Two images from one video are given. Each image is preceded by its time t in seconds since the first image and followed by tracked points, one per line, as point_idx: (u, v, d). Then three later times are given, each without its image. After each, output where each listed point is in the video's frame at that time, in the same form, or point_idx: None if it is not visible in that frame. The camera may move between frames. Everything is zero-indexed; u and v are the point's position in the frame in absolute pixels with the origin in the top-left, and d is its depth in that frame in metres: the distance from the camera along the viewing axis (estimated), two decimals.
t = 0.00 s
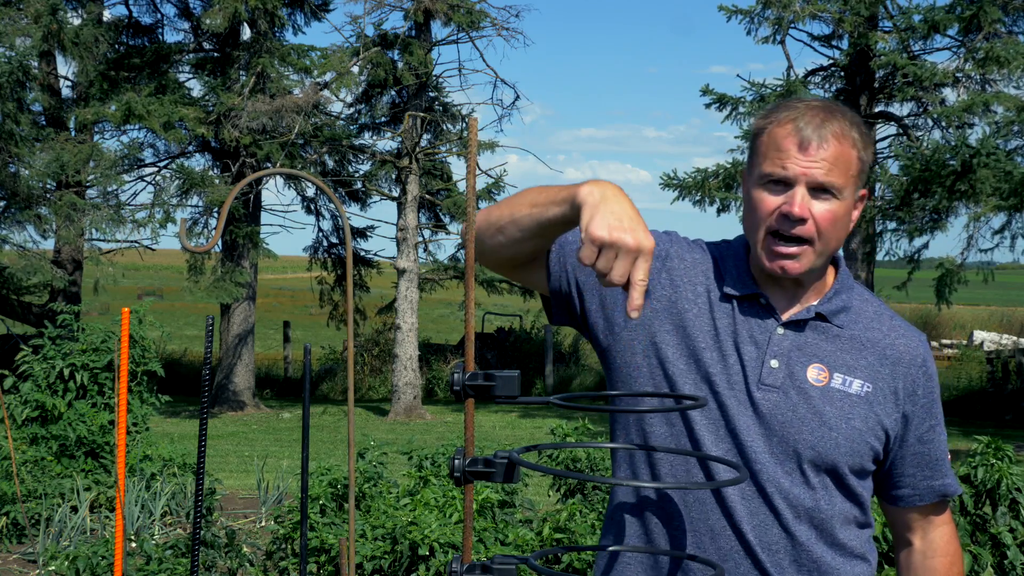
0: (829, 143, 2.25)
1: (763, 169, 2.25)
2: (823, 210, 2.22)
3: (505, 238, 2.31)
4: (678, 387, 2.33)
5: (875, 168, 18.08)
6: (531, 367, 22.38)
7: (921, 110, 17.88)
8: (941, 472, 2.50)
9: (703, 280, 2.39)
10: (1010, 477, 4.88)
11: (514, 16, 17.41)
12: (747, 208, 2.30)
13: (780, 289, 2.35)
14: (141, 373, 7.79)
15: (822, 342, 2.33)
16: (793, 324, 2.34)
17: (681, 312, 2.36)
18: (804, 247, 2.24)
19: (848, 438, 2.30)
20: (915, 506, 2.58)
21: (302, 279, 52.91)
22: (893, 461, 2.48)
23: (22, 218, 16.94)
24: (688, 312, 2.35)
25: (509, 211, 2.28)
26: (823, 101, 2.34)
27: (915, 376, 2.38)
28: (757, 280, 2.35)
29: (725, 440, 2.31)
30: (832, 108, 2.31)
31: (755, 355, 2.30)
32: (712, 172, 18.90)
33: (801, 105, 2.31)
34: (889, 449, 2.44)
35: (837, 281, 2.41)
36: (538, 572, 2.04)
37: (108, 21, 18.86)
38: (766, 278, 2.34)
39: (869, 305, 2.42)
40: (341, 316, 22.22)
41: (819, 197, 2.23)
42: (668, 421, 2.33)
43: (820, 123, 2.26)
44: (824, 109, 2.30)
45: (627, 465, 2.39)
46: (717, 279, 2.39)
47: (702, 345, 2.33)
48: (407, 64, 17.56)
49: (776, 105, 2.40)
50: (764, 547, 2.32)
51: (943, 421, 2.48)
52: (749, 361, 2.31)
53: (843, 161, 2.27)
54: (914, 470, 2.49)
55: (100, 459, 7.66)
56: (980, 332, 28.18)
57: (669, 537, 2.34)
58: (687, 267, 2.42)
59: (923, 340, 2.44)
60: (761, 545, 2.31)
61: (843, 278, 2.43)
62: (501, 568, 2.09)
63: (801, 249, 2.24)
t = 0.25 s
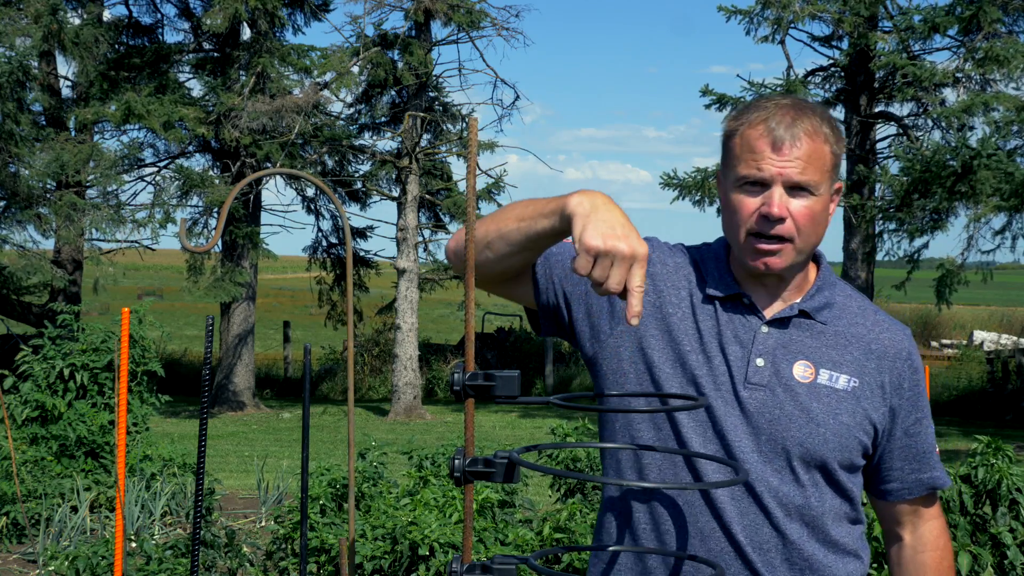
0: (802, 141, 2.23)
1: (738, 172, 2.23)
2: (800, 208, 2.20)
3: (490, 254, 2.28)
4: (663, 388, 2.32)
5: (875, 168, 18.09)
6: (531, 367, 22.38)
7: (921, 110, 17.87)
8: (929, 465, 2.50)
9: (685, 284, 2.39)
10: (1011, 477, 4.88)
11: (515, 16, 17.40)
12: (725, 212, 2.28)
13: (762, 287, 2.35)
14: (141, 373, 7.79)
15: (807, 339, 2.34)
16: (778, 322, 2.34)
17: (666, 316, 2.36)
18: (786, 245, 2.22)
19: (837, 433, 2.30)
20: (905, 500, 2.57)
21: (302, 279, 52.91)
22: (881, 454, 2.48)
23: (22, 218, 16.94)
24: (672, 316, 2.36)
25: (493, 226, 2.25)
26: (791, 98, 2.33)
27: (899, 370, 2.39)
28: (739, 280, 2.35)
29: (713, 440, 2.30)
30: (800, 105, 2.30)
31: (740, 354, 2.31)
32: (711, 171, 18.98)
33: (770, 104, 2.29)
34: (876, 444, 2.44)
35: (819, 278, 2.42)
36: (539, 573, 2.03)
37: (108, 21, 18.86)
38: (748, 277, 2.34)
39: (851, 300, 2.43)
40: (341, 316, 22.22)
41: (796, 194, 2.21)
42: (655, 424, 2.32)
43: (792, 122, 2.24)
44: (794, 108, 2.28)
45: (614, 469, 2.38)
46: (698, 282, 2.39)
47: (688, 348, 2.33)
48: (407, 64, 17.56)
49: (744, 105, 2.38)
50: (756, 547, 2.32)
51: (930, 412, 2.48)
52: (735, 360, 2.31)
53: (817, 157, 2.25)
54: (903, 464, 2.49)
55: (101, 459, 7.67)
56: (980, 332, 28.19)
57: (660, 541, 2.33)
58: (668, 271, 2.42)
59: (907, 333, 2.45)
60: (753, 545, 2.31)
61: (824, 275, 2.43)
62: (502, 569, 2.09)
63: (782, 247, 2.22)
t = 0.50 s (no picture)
0: (775, 144, 2.21)
1: (712, 178, 2.23)
2: (772, 213, 2.20)
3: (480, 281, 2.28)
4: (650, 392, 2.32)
5: (875, 168, 18.09)
6: (531, 367, 22.37)
7: (921, 110, 17.87)
8: (919, 459, 2.50)
9: (668, 289, 2.38)
10: (1010, 477, 4.88)
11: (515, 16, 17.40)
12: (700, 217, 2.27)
13: (746, 287, 2.35)
14: (140, 373, 7.79)
15: (794, 337, 2.34)
16: (764, 322, 2.34)
17: (650, 322, 2.36)
18: (760, 249, 2.23)
19: (826, 431, 2.30)
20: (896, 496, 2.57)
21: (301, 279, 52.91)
22: (872, 450, 2.47)
23: (22, 218, 16.94)
24: (657, 321, 2.36)
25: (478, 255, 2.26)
26: (769, 98, 2.30)
27: (888, 365, 2.39)
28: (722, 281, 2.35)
29: (703, 442, 2.30)
30: (777, 106, 2.27)
31: (729, 355, 2.31)
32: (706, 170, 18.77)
33: (745, 105, 2.27)
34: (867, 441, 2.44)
35: (805, 277, 2.41)
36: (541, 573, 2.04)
37: (108, 21, 18.86)
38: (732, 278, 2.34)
39: (837, 298, 2.43)
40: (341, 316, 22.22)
41: (769, 199, 2.20)
42: (644, 428, 2.32)
43: (765, 126, 2.22)
44: (769, 110, 2.26)
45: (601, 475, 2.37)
46: (682, 286, 2.39)
47: (673, 354, 2.33)
48: (407, 64, 17.56)
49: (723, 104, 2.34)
50: (750, 548, 2.31)
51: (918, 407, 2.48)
52: (724, 361, 2.31)
53: (791, 160, 2.23)
54: (895, 459, 2.48)
55: (101, 459, 7.66)
56: (980, 332, 28.20)
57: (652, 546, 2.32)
58: (650, 277, 2.41)
59: (894, 330, 2.45)
60: (746, 546, 2.31)
61: (809, 274, 2.43)
62: (502, 569, 2.10)
63: (756, 251, 2.23)
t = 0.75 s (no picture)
0: (740, 153, 2.25)
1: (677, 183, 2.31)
2: (731, 220, 2.24)
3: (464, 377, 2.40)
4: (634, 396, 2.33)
5: (875, 169, 18.10)
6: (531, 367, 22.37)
7: (921, 110, 17.87)
8: (903, 460, 2.49)
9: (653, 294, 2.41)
10: (1011, 477, 4.88)
11: (515, 16, 17.39)
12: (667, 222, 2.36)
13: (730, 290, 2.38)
14: (141, 373, 7.80)
15: (780, 339, 2.34)
16: (750, 324, 2.35)
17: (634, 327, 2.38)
18: (717, 255, 2.26)
19: (813, 431, 2.29)
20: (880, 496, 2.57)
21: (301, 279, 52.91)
22: (858, 451, 2.46)
23: (22, 218, 16.94)
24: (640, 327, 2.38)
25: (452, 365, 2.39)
26: (751, 105, 2.33)
27: (874, 368, 2.39)
28: (706, 285, 2.38)
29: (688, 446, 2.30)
30: (756, 115, 2.30)
31: (715, 358, 2.32)
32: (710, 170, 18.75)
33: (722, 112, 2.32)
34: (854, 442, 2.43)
35: (790, 280, 2.43)
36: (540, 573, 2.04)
37: (108, 21, 18.86)
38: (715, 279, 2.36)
39: (823, 301, 2.44)
40: (341, 316, 22.22)
41: (731, 206, 2.24)
42: (630, 433, 2.32)
43: (733, 135, 2.26)
44: (744, 119, 2.29)
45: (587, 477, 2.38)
46: (665, 293, 2.41)
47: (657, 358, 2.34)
48: (407, 64, 17.56)
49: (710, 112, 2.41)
50: (735, 554, 2.29)
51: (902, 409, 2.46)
52: (710, 365, 2.32)
53: (759, 170, 2.26)
54: (882, 460, 2.47)
55: (101, 459, 7.66)
56: (980, 332, 28.21)
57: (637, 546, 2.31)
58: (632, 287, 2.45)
59: (880, 333, 2.45)
60: (732, 553, 2.29)
61: (794, 276, 2.45)
62: (502, 569, 2.10)
63: (714, 256, 2.26)
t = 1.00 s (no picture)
0: (689, 149, 2.29)
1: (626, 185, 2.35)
2: (682, 217, 2.28)
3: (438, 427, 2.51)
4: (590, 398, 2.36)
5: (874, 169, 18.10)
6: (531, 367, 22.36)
7: (921, 110, 17.87)
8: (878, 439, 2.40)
9: (605, 301, 2.44)
10: (1010, 477, 4.87)
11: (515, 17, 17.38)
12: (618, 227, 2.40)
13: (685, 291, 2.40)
14: (140, 373, 7.79)
15: (733, 332, 2.34)
16: (702, 320, 2.36)
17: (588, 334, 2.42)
18: (669, 253, 2.29)
19: (769, 422, 2.28)
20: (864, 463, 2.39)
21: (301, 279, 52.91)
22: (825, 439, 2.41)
23: (22, 218, 16.94)
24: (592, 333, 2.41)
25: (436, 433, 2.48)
26: (698, 104, 2.37)
27: (831, 352, 2.36)
28: (659, 286, 2.40)
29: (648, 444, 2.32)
30: (704, 113, 2.34)
31: (669, 357, 2.35)
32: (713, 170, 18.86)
33: (672, 111, 2.36)
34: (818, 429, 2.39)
35: (742, 273, 2.45)
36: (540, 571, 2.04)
37: (108, 21, 18.85)
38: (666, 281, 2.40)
39: (778, 291, 2.44)
40: (341, 316, 22.22)
41: (681, 202, 2.28)
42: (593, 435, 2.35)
43: (681, 132, 2.30)
44: (691, 117, 2.33)
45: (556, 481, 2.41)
46: (616, 298, 2.44)
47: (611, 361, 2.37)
48: (407, 64, 17.57)
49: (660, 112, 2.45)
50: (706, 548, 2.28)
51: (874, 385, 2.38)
52: (664, 364, 2.34)
53: (708, 166, 2.30)
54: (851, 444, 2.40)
55: (100, 459, 7.66)
56: (980, 331, 28.22)
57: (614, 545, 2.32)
58: (583, 295, 2.48)
59: (838, 318, 2.43)
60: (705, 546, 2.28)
61: (747, 270, 2.46)
62: (501, 568, 2.10)
63: (666, 253, 2.30)
